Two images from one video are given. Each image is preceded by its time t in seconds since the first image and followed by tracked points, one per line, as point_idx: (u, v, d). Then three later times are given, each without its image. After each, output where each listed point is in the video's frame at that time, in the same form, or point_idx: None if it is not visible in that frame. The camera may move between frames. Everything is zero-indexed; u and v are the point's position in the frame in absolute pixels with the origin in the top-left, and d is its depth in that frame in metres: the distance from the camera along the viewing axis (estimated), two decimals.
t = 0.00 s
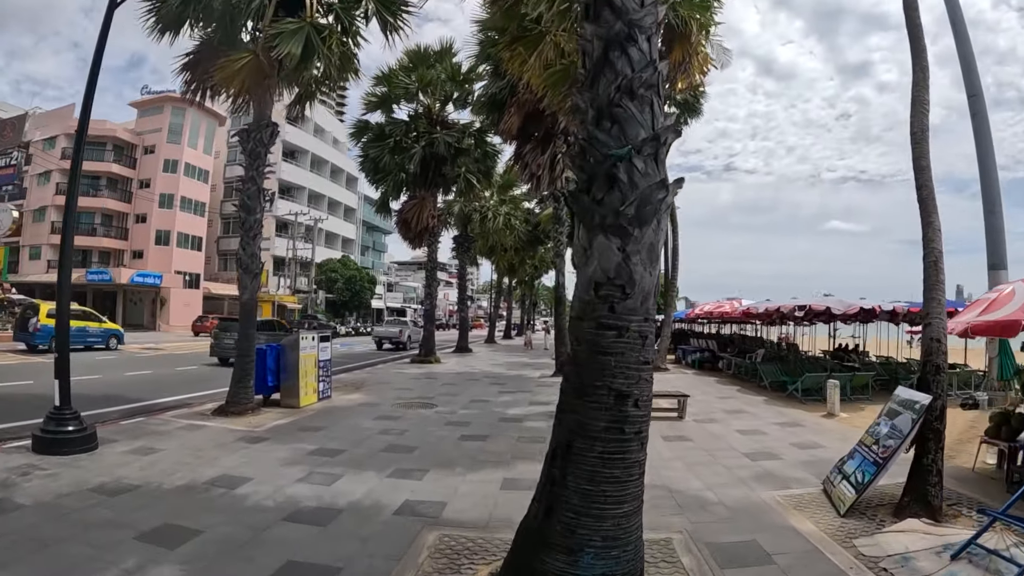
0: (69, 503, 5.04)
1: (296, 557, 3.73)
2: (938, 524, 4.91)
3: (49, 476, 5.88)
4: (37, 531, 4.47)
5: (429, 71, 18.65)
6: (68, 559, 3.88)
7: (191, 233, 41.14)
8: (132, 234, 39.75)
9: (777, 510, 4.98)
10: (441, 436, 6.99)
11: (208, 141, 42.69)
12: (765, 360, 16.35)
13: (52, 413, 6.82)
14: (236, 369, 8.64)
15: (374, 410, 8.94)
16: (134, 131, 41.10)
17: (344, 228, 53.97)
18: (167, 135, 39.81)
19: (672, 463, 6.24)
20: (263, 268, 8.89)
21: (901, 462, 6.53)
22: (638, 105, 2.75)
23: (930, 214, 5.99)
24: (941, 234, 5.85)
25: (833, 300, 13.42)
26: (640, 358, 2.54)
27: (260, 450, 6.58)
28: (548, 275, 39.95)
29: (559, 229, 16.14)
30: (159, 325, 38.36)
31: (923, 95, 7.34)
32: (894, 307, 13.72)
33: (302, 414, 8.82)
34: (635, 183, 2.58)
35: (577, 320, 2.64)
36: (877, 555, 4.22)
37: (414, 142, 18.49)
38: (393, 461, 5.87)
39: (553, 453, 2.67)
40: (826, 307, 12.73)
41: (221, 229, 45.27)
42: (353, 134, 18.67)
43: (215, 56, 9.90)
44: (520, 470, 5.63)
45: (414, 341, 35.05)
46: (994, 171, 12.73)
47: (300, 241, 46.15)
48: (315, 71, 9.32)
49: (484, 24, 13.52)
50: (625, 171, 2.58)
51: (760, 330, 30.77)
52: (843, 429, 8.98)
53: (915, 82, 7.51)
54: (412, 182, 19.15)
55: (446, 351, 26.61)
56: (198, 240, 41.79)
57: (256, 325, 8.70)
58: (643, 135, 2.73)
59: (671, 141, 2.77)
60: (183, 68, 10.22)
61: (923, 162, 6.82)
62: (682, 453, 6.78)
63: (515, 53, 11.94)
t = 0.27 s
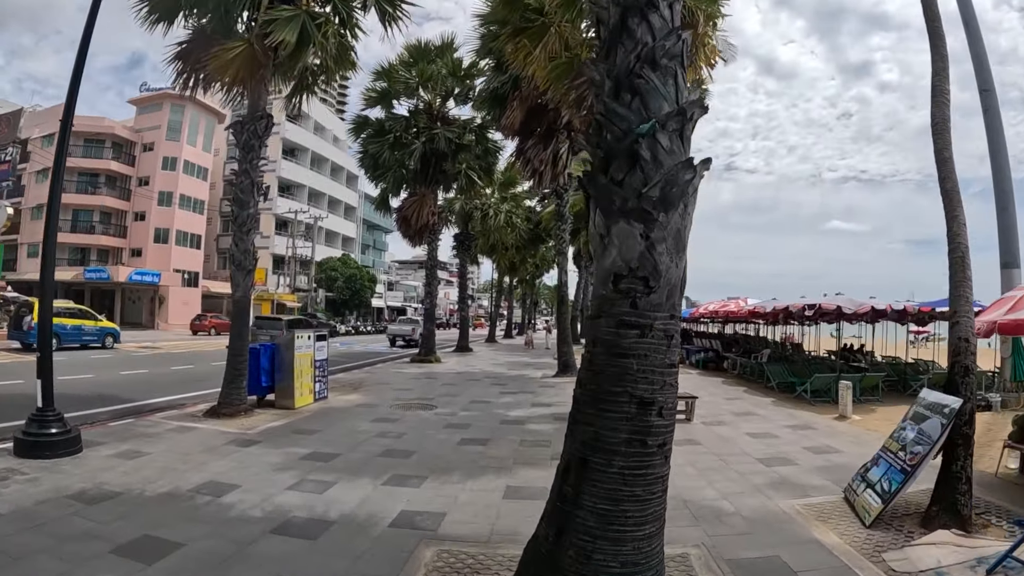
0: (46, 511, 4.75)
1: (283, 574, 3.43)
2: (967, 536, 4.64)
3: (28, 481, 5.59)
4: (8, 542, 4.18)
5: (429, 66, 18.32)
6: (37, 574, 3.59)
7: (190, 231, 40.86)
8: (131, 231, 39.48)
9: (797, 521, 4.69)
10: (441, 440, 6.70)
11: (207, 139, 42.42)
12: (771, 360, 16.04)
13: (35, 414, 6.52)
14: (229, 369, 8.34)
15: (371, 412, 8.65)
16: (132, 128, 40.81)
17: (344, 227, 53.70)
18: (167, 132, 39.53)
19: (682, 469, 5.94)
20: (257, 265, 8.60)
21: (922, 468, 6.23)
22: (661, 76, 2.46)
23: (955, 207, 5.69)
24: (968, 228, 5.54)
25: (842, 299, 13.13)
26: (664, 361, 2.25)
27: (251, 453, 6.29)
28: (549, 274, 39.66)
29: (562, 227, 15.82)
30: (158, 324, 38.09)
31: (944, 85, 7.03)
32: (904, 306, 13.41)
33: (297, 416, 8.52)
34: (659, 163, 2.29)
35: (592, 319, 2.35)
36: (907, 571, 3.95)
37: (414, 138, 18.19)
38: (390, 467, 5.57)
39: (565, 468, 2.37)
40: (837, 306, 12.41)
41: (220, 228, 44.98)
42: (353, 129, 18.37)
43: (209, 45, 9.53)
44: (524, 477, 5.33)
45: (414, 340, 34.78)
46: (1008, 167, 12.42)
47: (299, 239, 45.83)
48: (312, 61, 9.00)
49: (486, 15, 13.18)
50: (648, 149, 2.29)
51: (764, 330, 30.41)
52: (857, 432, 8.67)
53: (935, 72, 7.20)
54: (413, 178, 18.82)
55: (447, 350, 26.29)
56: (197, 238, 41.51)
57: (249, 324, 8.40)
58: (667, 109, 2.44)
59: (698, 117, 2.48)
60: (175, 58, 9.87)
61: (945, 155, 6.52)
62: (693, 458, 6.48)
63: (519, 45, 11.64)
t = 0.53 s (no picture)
0: (25, 523, 4.49)
1: None
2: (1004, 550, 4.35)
3: (8, 489, 5.32)
4: None
5: (431, 62, 18.02)
6: None
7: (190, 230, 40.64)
8: (131, 230, 39.26)
9: (825, 537, 4.39)
10: (442, 445, 6.42)
11: (208, 137, 42.21)
12: (779, 361, 15.76)
13: (19, 418, 6.25)
14: (224, 372, 8.06)
15: (370, 416, 8.36)
16: (133, 127, 40.64)
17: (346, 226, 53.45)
18: (167, 131, 39.32)
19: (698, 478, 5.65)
20: (253, 263, 8.34)
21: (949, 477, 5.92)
22: (692, 45, 2.18)
23: (983, 203, 5.40)
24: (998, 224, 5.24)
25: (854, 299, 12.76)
26: (699, 368, 1.97)
27: (245, 460, 6.02)
28: (552, 274, 39.38)
29: (566, 225, 15.54)
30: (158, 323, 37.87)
31: (968, 75, 6.73)
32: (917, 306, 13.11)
33: (295, 419, 8.24)
34: (693, 144, 2.01)
35: (615, 321, 2.07)
36: None
37: (416, 135, 17.94)
38: (388, 475, 5.29)
39: (584, 490, 2.09)
40: (849, 305, 12.10)
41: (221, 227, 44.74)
42: (354, 126, 18.11)
43: (205, 36, 9.21)
44: (530, 486, 5.04)
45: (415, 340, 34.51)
46: None
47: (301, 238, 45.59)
48: (309, 52, 8.72)
49: (490, 8, 12.91)
50: (680, 127, 2.01)
51: (770, 330, 30.08)
52: (873, 437, 8.38)
53: (958, 61, 6.90)
54: (415, 176, 18.57)
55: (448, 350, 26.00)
56: (197, 237, 41.29)
57: (246, 324, 8.14)
58: (699, 84, 2.16)
59: (733, 92, 2.21)
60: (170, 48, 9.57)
61: (969, 148, 6.23)
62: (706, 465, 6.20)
63: (524, 38, 11.37)
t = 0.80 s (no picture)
0: None
1: None
2: None
3: None
4: None
5: (432, 59, 17.78)
6: None
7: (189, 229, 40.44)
8: (131, 229, 39.07)
9: (849, 551, 4.15)
10: (441, 450, 6.16)
11: (207, 136, 42.00)
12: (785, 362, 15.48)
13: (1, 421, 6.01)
14: (217, 373, 7.81)
15: (367, 418, 8.11)
16: (133, 125, 40.45)
17: (347, 225, 53.23)
18: (167, 130, 39.12)
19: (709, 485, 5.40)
20: (247, 262, 8.08)
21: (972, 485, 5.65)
22: (719, 9, 1.92)
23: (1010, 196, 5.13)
24: None
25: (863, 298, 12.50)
26: (730, 376, 1.73)
27: (236, 465, 5.77)
28: (553, 273, 39.11)
29: (568, 223, 15.28)
30: (157, 323, 37.68)
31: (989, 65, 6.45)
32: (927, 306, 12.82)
33: (290, 421, 7.99)
34: (722, 118, 1.76)
35: (634, 321, 1.82)
36: None
37: (415, 132, 17.71)
38: (385, 482, 5.04)
39: (598, 514, 1.84)
40: (859, 305, 11.81)
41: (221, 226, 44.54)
42: (354, 123, 17.87)
43: (198, 29, 8.90)
44: (533, 495, 4.79)
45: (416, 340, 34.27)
46: None
47: (301, 237, 45.37)
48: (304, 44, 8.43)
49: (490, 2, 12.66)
50: (709, 98, 1.77)
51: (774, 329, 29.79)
52: (887, 441, 8.10)
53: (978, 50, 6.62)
54: (415, 174, 18.36)
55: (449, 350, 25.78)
56: (197, 236, 41.09)
57: (238, 324, 7.88)
58: (727, 53, 1.91)
59: (764, 63, 1.97)
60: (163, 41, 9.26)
61: (993, 140, 5.95)
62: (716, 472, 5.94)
63: (525, 31, 11.10)
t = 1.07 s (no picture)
0: None
1: None
2: None
3: None
4: None
5: (432, 54, 17.51)
6: None
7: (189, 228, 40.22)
8: (130, 228, 38.85)
9: (876, 566, 3.88)
10: (441, 455, 5.88)
11: (207, 134, 41.77)
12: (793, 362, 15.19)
13: None
14: (210, 375, 7.55)
15: (365, 420, 7.85)
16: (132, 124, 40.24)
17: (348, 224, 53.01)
18: (166, 128, 38.90)
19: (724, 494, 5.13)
20: (240, 259, 7.83)
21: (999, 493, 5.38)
22: None
23: None
24: None
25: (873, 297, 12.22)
26: (778, 387, 1.52)
27: (226, 471, 5.52)
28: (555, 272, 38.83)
29: (572, 221, 15.00)
30: (157, 322, 37.45)
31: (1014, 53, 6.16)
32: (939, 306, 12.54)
33: (285, 424, 7.73)
34: (772, 81, 1.53)
35: (665, 322, 1.59)
36: None
37: (416, 128, 17.45)
38: (381, 491, 4.76)
39: (621, 546, 1.61)
40: (870, 304, 11.52)
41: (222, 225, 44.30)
42: (354, 120, 17.62)
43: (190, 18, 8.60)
44: (538, 506, 4.51)
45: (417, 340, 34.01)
46: None
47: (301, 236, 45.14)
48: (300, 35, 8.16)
49: None
50: (755, 57, 1.53)
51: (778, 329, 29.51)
52: (905, 446, 7.81)
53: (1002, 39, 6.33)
54: (415, 171, 18.11)
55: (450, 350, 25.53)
56: (197, 235, 40.86)
57: (231, 323, 7.63)
58: (770, 8, 1.67)
59: (808, 21, 1.74)
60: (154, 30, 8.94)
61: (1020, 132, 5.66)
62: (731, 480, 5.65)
63: (528, 22, 10.80)
